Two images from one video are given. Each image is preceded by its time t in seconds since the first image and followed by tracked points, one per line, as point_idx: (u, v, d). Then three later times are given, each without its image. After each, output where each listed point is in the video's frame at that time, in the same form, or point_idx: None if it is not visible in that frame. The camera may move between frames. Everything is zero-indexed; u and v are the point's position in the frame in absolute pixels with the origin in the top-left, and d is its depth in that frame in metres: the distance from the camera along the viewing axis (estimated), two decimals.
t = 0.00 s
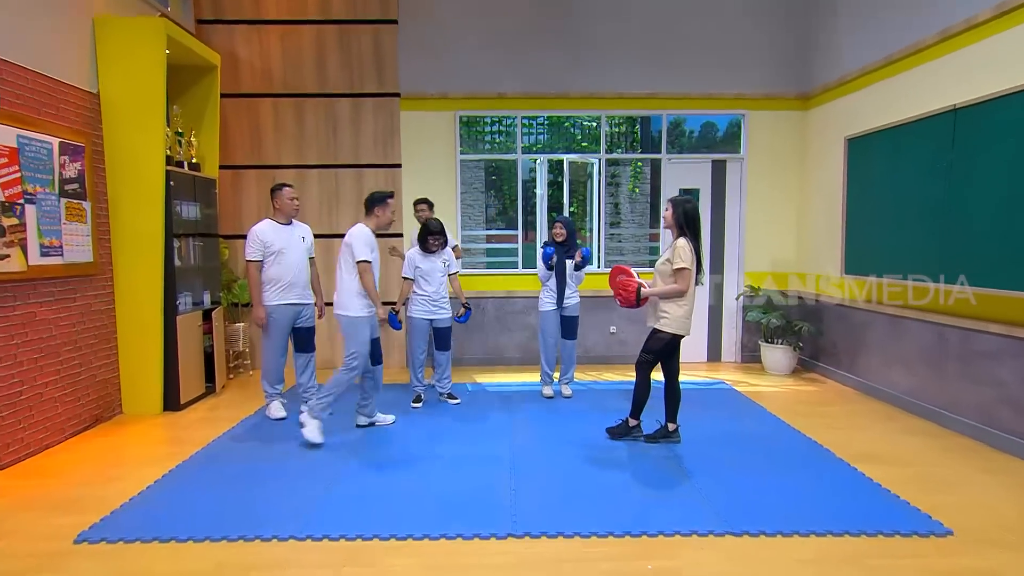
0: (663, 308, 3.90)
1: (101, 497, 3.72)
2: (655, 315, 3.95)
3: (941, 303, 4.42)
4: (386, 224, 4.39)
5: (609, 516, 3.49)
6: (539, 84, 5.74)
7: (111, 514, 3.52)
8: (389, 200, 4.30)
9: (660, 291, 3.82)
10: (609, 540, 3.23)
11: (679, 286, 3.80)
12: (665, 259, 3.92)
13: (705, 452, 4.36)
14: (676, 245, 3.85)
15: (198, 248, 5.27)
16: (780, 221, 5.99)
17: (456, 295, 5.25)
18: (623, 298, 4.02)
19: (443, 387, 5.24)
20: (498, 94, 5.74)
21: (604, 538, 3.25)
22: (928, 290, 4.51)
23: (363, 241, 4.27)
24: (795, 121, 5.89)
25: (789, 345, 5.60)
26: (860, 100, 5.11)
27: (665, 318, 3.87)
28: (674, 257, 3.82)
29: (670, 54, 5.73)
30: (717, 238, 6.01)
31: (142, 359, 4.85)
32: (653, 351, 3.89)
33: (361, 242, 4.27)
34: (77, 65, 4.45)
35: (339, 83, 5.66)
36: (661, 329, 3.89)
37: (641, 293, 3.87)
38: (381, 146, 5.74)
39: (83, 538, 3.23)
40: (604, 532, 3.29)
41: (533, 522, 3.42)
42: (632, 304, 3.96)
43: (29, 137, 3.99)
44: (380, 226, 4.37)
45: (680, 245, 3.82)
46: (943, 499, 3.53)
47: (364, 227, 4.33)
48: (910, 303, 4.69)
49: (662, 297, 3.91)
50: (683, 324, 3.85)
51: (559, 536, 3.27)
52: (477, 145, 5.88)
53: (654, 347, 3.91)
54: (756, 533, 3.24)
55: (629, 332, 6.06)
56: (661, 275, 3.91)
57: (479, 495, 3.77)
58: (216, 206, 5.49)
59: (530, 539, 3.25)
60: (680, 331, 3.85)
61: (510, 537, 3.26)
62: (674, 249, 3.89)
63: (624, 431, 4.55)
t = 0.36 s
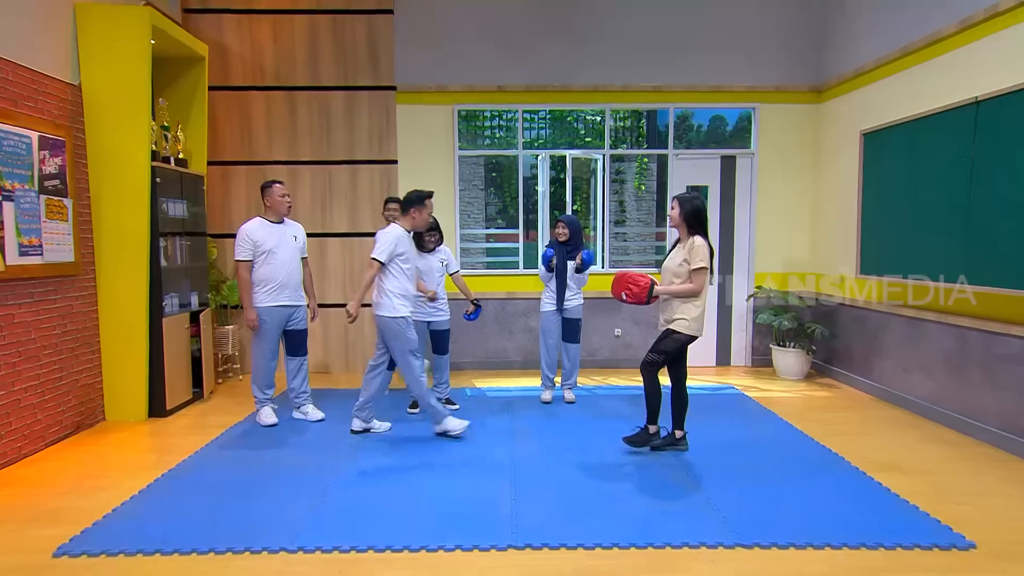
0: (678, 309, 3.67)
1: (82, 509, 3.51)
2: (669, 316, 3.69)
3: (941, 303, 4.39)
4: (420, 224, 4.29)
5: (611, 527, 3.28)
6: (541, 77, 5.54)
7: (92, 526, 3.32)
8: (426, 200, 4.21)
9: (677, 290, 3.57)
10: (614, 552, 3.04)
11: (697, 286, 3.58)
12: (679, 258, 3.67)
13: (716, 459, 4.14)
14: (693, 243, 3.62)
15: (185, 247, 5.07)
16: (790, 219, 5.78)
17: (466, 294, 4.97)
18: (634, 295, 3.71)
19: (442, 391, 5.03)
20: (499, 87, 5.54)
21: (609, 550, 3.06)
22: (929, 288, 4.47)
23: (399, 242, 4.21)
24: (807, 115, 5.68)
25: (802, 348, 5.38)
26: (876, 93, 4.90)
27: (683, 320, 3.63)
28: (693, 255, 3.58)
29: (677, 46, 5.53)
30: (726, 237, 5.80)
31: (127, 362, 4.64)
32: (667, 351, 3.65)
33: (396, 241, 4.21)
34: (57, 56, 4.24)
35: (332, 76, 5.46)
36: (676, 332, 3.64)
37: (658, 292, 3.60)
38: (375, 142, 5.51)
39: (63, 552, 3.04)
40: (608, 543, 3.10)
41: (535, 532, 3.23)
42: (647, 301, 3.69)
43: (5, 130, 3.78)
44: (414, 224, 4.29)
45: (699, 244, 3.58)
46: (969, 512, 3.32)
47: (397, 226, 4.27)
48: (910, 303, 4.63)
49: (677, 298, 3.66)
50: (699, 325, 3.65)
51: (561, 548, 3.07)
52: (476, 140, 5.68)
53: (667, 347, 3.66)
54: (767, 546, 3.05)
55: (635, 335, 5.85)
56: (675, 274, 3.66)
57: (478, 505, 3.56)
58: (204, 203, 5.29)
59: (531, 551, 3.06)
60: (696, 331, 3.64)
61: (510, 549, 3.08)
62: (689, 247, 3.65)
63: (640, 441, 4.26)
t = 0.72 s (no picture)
0: (692, 311, 3.43)
1: (59, 522, 3.29)
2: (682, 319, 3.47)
3: (941, 303, 4.36)
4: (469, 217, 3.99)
5: (616, 539, 3.08)
6: (542, 69, 5.34)
7: (69, 541, 3.10)
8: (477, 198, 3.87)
9: (691, 290, 3.35)
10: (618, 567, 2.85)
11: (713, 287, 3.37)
12: (692, 258, 3.44)
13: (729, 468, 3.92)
14: (707, 242, 3.39)
15: (171, 247, 4.85)
16: (801, 218, 5.55)
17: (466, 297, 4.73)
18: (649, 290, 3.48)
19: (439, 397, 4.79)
20: (498, 80, 5.33)
21: (615, 565, 2.87)
22: (929, 288, 4.42)
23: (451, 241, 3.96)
24: (820, 109, 5.46)
25: (817, 352, 5.16)
26: (894, 84, 4.69)
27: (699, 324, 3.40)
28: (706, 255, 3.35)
29: (684, 37, 5.33)
30: (736, 236, 5.58)
31: (110, 366, 4.41)
32: (687, 361, 3.42)
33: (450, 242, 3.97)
34: (33, 44, 4.02)
35: (324, 67, 5.26)
36: (695, 336, 3.41)
37: (674, 291, 3.37)
38: (370, 137, 5.34)
39: (37, 569, 2.83)
40: (613, 556, 2.92)
41: (537, 546, 3.02)
42: (661, 300, 3.47)
43: None
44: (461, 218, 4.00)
45: (713, 242, 3.36)
46: (1002, 528, 3.09)
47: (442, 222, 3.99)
48: (910, 302, 4.61)
49: (692, 300, 3.42)
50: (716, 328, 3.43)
51: (565, 561, 2.89)
52: (475, 135, 5.46)
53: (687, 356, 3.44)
54: (781, 560, 2.86)
55: (641, 338, 5.64)
56: (689, 274, 3.43)
57: (477, 516, 3.34)
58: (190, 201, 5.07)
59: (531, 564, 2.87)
60: (714, 335, 3.42)
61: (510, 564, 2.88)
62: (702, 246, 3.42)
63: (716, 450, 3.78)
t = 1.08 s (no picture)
0: (721, 315, 3.20)
1: (33, 536, 3.07)
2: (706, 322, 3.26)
3: (941, 302, 4.31)
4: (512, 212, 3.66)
5: (624, 553, 2.87)
6: (544, 59, 5.13)
7: (43, 555, 2.89)
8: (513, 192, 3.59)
9: (717, 292, 3.15)
10: None
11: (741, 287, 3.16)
12: (718, 257, 3.24)
13: (743, 477, 3.70)
14: (733, 241, 3.19)
15: (154, 245, 4.63)
16: (814, 214, 5.33)
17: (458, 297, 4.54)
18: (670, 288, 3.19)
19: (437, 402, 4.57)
20: (498, 70, 5.12)
21: None
22: (929, 287, 4.38)
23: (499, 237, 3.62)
24: (836, 101, 5.24)
25: (833, 355, 4.94)
26: (914, 74, 4.47)
27: (728, 327, 3.18)
28: (732, 253, 3.15)
29: (692, 25, 5.12)
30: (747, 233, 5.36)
31: (92, 368, 4.20)
32: (732, 372, 3.18)
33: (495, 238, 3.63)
34: (7, 30, 3.81)
35: (316, 57, 5.06)
36: (728, 341, 3.19)
37: (697, 292, 3.17)
38: (365, 129, 5.15)
39: None
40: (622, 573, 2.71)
41: (538, 562, 2.81)
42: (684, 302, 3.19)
43: None
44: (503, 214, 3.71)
45: (740, 241, 3.15)
46: None
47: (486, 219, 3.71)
48: (910, 301, 4.58)
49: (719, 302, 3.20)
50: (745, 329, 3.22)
51: None
52: (474, 128, 5.24)
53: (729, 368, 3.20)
54: None
55: (647, 342, 5.42)
56: (715, 274, 3.23)
57: (476, 527, 3.13)
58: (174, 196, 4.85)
59: None
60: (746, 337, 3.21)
61: None
62: (728, 245, 3.22)
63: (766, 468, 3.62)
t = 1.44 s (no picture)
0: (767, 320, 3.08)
1: (7, 548, 2.88)
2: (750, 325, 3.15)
3: (941, 301, 4.29)
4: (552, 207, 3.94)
5: (633, 565, 2.69)
6: (545, 49, 4.97)
7: (20, 567, 2.71)
8: (558, 183, 3.89)
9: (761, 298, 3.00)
10: None
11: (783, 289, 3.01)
12: (751, 259, 3.11)
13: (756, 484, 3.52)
14: (766, 240, 3.04)
15: (138, 242, 4.45)
16: (824, 210, 5.15)
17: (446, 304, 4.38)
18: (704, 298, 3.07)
19: (434, 406, 4.37)
20: (498, 61, 4.96)
21: None
22: (931, 289, 4.36)
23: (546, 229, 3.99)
24: (848, 93, 5.06)
25: (846, 357, 4.75)
26: (931, 64, 4.31)
27: (774, 331, 3.06)
28: (766, 256, 3.02)
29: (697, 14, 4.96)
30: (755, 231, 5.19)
31: (75, 369, 4.02)
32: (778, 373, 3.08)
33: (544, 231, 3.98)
34: None
35: (308, 47, 4.91)
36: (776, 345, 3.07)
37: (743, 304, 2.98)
38: (358, 123, 4.99)
39: None
40: None
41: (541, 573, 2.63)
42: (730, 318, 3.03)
43: None
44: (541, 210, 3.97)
45: (773, 240, 3.02)
46: None
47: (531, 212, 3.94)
48: (910, 300, 4.57)
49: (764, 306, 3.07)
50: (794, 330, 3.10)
51: None
52: (473, 121, 5.07)
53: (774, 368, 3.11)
54: None
55: (653, 344, 5.24)
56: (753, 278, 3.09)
57: (475, 537, 2.94)
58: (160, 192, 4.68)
59: None
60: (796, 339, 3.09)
61: None
62: (761, 246, 3.08)
63: (780, 477, 3.47)
